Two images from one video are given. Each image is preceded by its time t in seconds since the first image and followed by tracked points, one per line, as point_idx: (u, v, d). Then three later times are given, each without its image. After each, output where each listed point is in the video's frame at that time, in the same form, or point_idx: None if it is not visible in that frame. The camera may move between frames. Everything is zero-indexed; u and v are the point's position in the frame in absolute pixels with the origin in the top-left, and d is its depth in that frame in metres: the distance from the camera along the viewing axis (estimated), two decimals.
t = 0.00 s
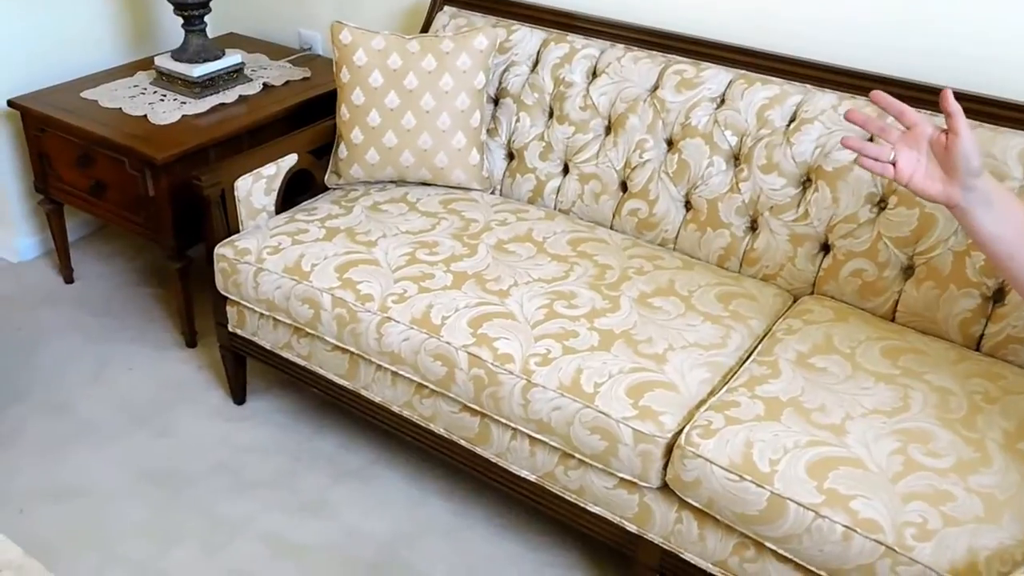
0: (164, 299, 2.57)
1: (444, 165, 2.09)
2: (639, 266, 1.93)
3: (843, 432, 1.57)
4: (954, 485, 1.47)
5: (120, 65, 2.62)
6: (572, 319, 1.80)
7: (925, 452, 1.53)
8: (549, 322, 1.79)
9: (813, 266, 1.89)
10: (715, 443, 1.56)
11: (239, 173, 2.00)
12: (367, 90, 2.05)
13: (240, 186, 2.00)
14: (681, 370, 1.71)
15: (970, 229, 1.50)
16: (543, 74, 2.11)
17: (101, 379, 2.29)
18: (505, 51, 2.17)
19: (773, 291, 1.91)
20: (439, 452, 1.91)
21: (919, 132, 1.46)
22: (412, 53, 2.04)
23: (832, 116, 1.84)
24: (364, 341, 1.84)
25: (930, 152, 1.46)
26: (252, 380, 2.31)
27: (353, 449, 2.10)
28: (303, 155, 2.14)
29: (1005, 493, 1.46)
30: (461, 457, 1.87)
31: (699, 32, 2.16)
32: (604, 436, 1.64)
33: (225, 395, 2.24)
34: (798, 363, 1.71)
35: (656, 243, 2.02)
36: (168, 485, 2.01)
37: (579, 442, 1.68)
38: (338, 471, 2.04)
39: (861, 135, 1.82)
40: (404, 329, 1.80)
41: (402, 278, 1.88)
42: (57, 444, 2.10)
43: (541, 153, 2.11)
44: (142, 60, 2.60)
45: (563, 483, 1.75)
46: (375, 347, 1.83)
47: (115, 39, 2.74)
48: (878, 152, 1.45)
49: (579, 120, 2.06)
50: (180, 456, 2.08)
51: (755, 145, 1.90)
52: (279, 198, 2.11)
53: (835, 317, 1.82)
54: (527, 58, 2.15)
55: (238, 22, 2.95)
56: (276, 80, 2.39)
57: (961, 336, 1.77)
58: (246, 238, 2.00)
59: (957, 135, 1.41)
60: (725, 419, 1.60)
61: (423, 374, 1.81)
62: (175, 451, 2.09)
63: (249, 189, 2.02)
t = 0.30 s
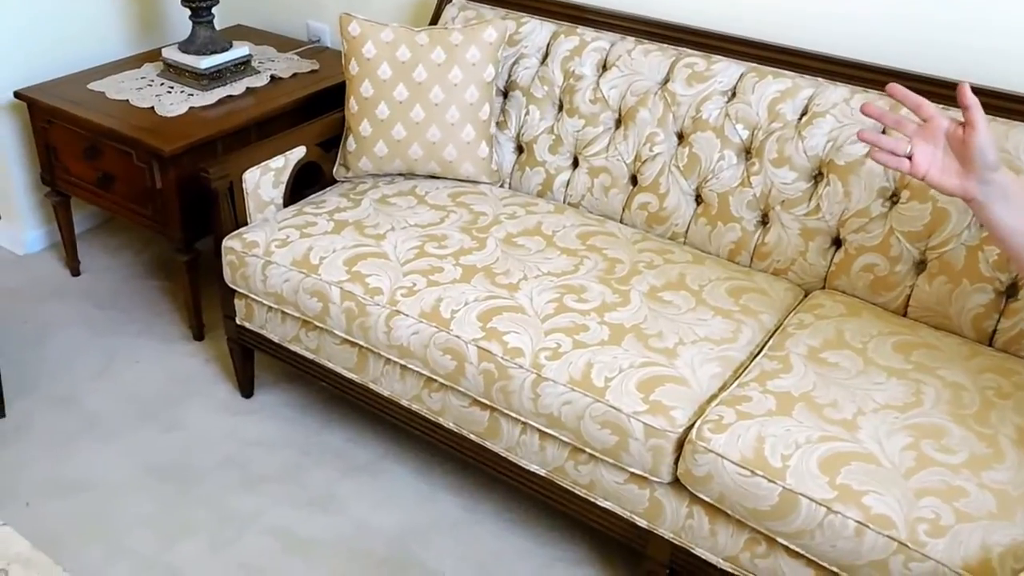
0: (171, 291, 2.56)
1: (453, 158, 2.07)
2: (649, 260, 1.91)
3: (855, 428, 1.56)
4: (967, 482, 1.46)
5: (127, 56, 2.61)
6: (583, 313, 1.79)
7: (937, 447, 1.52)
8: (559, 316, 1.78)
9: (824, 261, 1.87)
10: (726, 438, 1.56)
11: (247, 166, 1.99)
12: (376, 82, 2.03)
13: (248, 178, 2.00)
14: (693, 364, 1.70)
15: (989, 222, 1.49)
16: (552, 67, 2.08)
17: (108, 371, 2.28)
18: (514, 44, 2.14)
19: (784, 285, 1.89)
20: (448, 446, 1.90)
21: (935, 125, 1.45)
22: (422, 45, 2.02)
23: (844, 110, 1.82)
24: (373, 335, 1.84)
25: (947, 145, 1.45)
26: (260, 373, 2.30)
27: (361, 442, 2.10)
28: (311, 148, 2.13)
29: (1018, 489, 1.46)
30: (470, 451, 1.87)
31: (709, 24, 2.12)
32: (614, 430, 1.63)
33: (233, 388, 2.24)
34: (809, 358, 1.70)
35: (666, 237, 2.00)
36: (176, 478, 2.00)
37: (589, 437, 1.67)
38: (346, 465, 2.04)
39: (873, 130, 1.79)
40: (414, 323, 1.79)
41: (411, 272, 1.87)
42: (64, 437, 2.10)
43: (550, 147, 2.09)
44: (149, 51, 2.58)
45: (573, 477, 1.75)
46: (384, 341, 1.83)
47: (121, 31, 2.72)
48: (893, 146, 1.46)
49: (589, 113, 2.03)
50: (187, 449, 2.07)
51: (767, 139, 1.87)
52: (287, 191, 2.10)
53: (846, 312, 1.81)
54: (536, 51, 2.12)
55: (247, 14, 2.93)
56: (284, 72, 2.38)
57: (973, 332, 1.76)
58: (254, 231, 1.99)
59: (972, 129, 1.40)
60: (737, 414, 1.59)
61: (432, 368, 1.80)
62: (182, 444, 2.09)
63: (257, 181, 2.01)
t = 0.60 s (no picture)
0: (178, 286, 2.54)
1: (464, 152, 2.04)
2: (663, 255, 1.89)
3: (872, 424, 1.54)
4: (985, 479, 1.45)
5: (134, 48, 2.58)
6: (596, 308, 1.77)
7: (955, 444, 1.51)
8: (572, 311, 1.76)
9: (840, 256, 1.85)
10: (742, 434, 1.54)
11: (257, 159, 1.97)
12: (387, 75, 2.00)
13: (257, 172, 1.98)
14: (707, 360, 1.68)
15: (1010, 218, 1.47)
16: (565, 60, 2.06)
17: (115, 366, 2.27)
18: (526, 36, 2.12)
19: (799, 281, 1.87)
20: (460, 442, 1.89)
21: (959, 119, 1.43)
22: (433, 37, 1.99)
23: (860, 104, 1.80)
24: (384, 330, 1.82)
25: (971, 139, 1.43)
26: (268, 368, 2.29)
27: (370, 438, 2.08)
28: (322, 141, 2.10)
29: None
30: (482, 446, 1.86)
31: (724, 17, 2.10)
32: (628, 426, 1.62)
33: (241, 383, 2.22)
34: (825, 354, 1.69)
35: (680, 232, 1.97)
36: (185, 473, 1.99)
37: (603, 433, 1.66)
38: (356, 461, 2.02)
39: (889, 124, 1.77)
40: (425, 318, 1.78)
41: (423, 266, 1.85)
42: (71, 432, 2.08)
43: (562, 140, 2.07)
44: (157, 43, 2.56)
45: (586, 473, 1.74)
46: (396, 336, 1.81)
47: (131, 23, 2.70)
48: (918, 140, 1.43)
49: (602, 106, 2.01)
50: (196, 444, 2.06)
51: (782, 133, 1.85)
52: (297, 184, 2.08)
53: (862, 308, 1.79)
54: (548, 44, 2.10)
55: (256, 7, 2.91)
56: (293, 65, 2.36)
57: (991, 329, 1.74)
58: (264, 224, 1.97)
59: (998, 123, 1.39)
60: (752, 410, 1.58)
61: (444, 363, 1.78)
62: (190, 439, 2.07)
63: (266, 174, 2.00)
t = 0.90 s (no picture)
0: (186, 281, 2.52)
1: (478, 146, 2.02)
2: (681, 251, 1.87)
3: (893, 424, 1.52)
4: (1008, 480, 1.42)
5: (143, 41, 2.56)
6: (614, 305, 1.74)
7: (978, 444, 1.48)
8: (589, 308, 1.74)
9: (860, 254, 1.83)
10: (761, 433, 1.52)
11: (269, 153, 1.95)
12: (400, 68, 1.98)
13: (269, 166, 1.96)
14: (726, 358, 1.66)
15: None
16: (581, 53, 2.03)
17: (124, 362, 2.25)
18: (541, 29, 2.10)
19: (819, 279, 1.84)
20: (473, 440, 1.87)
21: (973, 124, 1.44)
22: (447, 30, 1.96)
23: (881, 99, 1.77)
24: (397, 326, 1.80)
25: (986, 143, 1.44)
26: (279, 364, 2.26)
27: (381, 436, 2.06)
28: (334, 135, 2.08)
29: None
30: (496, 444, 1.84)
31: (742, 10, 2.06)
32: (646, 425, 1.60)
33: (252, 379, 2.20)
34: (846, 352, 1.66)
35: (697, 229, 1.95)
36: (195, 471, 1.97)
37: (620, 432, 1.64)
38: (367, 459, 2.00)
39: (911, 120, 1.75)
40: (439, 314, 1.75)
41: (436, 262, 1.83)
42: (80, 428, 2.06)
43: (577, 135, 2.04)
44: (166, 36, 2.54)
45: (602, 472, 1.72)
46: (409, 332, 1.79)
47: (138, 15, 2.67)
48: (932, 147, 1.45)
49: (618, 101, 1.98)
50: (206, 441, 2.04)
51: (801, 128, 1.82)
52: (309, 178, 2.06)
53: (883, 306, 1.76)
54: (564, 37, 2.07)
55: None
56: (304, 58, 2.34)
57: (1014, 328, 1.71)
58: (275, 219, 1.95)
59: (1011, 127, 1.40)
60: (772, 408, 1.55)
61: (458, 360, 1.76)
62: (200, 436, 2.05)
63: (278, 169, 1.97)
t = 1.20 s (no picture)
0: (196, 278, 2.49)
1: (495, 142, 1.99)
2: (702, 249, 1.83)
3: (920, 425, 1.48)
4: None
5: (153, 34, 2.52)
6: (635, 304, 1.70)
7: (1007, 446, 1.45)
8: (610, 306, 1.70)
9: (885, 253, 1.79)
10: (786, 433, 1.48)
11: (283, 147, 1.92)
12: (417, 62, 1.95)
13: (282, 160, 1.92)
14: (750, 357, 1.62)
15: None
16: (600, 46, 2.00)
17: (132, 360, 2.22)
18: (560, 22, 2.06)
19: (843, 277, 1.80)
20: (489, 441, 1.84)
21: (994, 134, 1.41)
22: (464, 22, 1.93)
23: (908, 95, 1.73)
24: (413, 324, 1.77)
25: (1008, 153, 1.40)
26: (291, 363, 2.23)
27: (395, 436, 2.03)
28: (349, 130, 2.05)
29: None
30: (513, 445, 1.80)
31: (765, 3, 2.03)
32: (668, 426, 1.56)
33: (264, 378, 2.17)
34: (871, 353, 1.63)
35: (718, 226, 1.92)
36: (205, 471, 1.93)
37: (641, 432, 1.60)
38: (380, 459, 1.97)
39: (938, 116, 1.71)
40: (457, 312, 1.72)
41: (453, 259, 1.79)
42: (87, 428, 2.03)
43: (596, 130, 2.01)
44: (176, 28, 2.50)
45: (622, 474, 1.68)
46: (425, 330, 1.75)
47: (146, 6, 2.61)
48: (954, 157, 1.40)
49: (638, 95, 1.95)
50: (216, 441, 2.01)
51: (826, 124, 1.79)
52: (323, 173, 2.03)
53: (908, 305, 1.73)
54: (582, 30, 2.04)
55: None
56: (317, 51, 2.30)
57: None
58: (288, 215, 1.91)
59: None
60: (797, 409, 1.52)
61: (475, 359, 1.73)
62: (210, 436, 2.02)
63: (292, 164, 1.94)
